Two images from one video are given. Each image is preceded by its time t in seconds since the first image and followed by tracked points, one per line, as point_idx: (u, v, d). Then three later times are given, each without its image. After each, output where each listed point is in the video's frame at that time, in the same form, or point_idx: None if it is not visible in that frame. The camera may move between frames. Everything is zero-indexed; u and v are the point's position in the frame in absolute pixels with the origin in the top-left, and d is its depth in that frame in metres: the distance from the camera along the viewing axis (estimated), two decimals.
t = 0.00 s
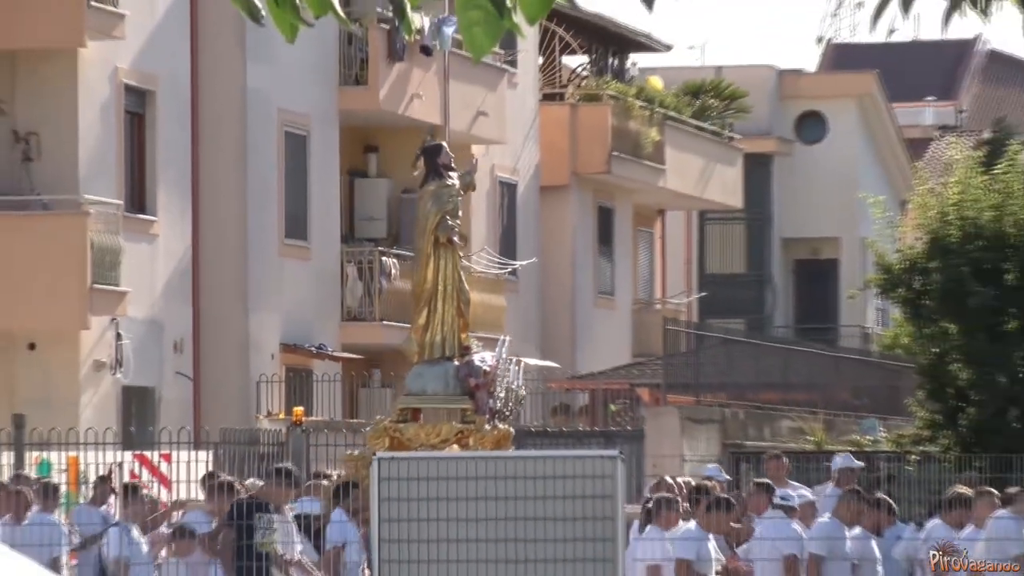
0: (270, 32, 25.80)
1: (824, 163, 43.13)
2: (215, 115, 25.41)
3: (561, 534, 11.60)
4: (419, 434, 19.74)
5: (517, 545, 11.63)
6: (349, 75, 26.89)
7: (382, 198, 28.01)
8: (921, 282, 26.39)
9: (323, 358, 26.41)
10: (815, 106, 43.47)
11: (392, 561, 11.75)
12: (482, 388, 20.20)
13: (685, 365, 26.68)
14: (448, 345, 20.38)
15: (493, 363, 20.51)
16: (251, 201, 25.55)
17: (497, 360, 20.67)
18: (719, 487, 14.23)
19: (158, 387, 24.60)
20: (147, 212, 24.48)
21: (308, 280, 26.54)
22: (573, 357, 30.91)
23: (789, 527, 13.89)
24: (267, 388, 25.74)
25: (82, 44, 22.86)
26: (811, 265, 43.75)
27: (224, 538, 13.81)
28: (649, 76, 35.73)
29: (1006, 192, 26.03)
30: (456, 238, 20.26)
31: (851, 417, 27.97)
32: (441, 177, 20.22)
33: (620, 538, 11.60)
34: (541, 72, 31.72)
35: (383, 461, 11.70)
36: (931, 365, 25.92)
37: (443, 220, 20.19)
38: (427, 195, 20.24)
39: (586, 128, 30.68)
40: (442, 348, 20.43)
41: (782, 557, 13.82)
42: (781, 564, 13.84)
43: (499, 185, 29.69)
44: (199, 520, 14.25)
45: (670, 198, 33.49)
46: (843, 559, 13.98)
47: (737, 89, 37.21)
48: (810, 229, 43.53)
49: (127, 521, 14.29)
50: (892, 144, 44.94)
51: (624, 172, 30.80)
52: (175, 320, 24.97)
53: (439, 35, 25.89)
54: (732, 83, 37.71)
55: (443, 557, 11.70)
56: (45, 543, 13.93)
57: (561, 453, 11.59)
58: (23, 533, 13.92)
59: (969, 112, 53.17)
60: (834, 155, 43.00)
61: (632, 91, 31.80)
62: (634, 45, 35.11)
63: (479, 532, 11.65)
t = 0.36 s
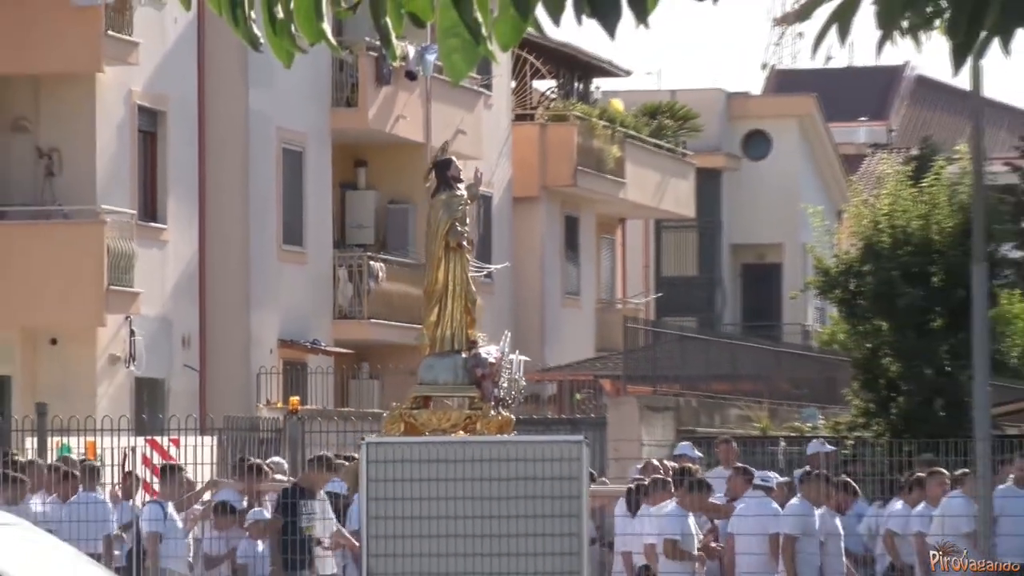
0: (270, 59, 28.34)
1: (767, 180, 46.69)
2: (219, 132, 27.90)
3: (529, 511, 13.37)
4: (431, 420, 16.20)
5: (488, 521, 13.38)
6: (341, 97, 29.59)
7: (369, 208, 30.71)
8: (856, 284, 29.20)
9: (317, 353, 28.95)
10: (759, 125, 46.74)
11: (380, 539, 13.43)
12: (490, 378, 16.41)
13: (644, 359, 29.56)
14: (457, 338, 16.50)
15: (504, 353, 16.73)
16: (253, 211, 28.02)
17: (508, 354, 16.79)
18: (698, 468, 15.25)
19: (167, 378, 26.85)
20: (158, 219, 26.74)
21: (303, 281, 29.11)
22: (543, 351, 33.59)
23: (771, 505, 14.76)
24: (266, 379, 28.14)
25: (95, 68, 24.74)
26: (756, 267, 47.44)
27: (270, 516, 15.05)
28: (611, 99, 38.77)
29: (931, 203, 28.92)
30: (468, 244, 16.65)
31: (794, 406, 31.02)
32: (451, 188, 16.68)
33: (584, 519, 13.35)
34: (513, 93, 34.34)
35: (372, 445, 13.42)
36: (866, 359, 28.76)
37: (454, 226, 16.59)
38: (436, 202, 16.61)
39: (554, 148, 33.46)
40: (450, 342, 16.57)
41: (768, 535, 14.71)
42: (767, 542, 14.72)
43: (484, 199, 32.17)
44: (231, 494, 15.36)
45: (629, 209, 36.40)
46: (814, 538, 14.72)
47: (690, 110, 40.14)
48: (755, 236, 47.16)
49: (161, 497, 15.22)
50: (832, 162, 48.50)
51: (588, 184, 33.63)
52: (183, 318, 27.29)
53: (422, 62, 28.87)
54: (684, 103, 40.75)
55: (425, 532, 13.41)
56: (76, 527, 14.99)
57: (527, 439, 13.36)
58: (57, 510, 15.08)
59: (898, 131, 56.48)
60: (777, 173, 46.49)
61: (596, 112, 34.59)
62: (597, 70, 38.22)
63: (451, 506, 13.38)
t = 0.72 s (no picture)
0: (246, 64, 28.89)
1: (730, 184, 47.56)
2: (197, 137, 28.44)
3: (499, 508, 13.15)
4: (432, 417, 16.27)
5: (458, 517, 13.14)
6: (316, 102, 30.22)
7: (344, 210, 31.27)
8: (820, 285, 29.80)
9: (292, 352, 29.52)
10: (725, 129, 47.61)
11: (354, 537, 13.20)
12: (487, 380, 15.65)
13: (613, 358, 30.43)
14: (457, 338, 16.52)
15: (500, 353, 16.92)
16: (229, 214, 28.55)
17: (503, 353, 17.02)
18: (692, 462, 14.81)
19: (145, 376, 27.37)
20: (137, 221, 27.25)
21: (279, 282, 29.68)
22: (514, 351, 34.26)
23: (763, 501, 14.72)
24: (242, 378, 28.68)
25: (79, 73, 25.31)
26: (722, 269, 48.33)
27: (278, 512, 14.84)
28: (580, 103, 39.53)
29: (893, 205, 29.53)
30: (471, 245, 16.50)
31: (760, 403, 31.79)
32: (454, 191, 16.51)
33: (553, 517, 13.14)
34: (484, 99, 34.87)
35: (347, 443, 13.17)
36: (830, 358, 29.22)
37: (457, 228, 16.37)
38: (437, 205, 16.40)
39: (525, 152, 34.01)
40: (452, 342, 16.53)
41: (760, 531, 14.64)
42: (760, 536, 14.64)
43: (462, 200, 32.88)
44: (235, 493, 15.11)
45: (597, 211, 37.13)
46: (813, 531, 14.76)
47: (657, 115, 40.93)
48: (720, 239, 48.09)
49: (167, 496, 15.11)
50: (796, 168, 49.54)
51: (558, 186, 34.34)
52: (161, 319, 27.82)
53: (395, 67, 29.52)
54: (652, 108, 41.63)
55: (395, 530, 13.17)
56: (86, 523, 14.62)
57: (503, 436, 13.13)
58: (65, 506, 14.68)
59: (859, 137, 57.47)
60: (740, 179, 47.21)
61: (565, 117, 35.34)
62: (567, 75, 38.95)
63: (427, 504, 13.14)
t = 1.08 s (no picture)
0: (221, 63, 28.80)
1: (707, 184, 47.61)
2: (173, 137, 28.27)
3: (477, 509, 12.72)
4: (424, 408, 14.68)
5: (438, 517, 12.69)
6: (291, 102, 30.19)
7: (319, 210, 31.26)
8: (795, 285, 29.74)
9: (267, 352, 29.47)
10: (701, 129, 47.66)
11: (330, 535, 12.72)
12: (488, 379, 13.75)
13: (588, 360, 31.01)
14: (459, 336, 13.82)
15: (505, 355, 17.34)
16: (204, 214, 28.44)
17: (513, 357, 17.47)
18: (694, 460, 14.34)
19: (119, 376, 27.21)
20: (112, 220, 27.11)
21: (254, 282, 29.60)
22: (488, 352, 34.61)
23: (758, 500, 14.15)
24: (216, 378, 28.57)
25: (52, 72, 25.18)
26: (697, 268, 48.39)
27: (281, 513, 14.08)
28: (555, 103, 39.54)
29: (868, 205, 29.50)
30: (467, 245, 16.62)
31: (733, 403, 31.84)
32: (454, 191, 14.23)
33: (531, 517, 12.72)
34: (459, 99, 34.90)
35: (321, 443, 12.74)
36: (804, 359, 29.14)
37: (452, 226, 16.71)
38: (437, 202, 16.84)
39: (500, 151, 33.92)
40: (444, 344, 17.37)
41: (750, 529, 14.11)
42: (749, 537, 14.12)
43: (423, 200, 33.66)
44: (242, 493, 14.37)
45: (572, 211, 37.13)
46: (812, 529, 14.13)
47: (632, 114, 40.99)
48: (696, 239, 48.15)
49: (169, 496, 14.30)
50: (772, 169, 49.63)
51: (532, 186, 34.35)
52: (136, 319, 27.66)
53: (369, 67, 29.48)
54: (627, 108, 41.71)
55: (372, 532, 12.71)
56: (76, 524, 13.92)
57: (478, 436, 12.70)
58: (56, 507, 13.96)
59: (833, 137, 57.58)
60: (715, 179, 47.35)
61: (541, 117, 35.35)
62: (542, 75, 38.95)
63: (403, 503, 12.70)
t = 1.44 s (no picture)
0: (201, 63, 28.73)
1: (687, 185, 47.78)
2: (153, 136, 28.10)
3: (457, 508, 12.37)
4: (439, 417, 20.12)
5: (417, 518, 12.36)
6: (271, 102, 30.23)
7: (300, 209, 31.30)
8: (774, 285, 29.68)
9: (248, 352, 29.42)
10: (681, 130, 47.79)
11: (310, 535, 12.44)
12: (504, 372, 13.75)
13: (568, 359, 32.02)
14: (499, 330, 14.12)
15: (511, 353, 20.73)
16: (184, 214, 28.32)
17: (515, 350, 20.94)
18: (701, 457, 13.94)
19: (101, 376, 27.01)
20: (92, 220, 26.92)
21: (234, 281, 29.51)
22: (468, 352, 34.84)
23: (765, 499, 13.87)
24: (197, 378, 28.43)
25: (33, 72, 25.05)
26: (676, 269, 48.59)
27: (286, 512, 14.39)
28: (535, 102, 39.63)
29: (849, 205, 29.42)
30: (476, 245, 20.54)
31: (713, 403, 31.97)
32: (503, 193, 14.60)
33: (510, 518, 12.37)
34: (440, 99, 35.20)
35: (302, 443, 12.42)
36: (784, 358, 29.13)
37: (465, 227, 20.38)
38: (449, 205, 20.28)
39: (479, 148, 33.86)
40: (461, 341, 20.74)
41: (756, 529, 13.83)
42: (757, 536, 13.84)
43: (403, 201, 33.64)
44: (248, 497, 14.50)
45: (552, 211, 37.20)
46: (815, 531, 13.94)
47: (612, 114, 41.09)
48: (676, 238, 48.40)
49: (172, 497, 14.27)
50: (752, 169, 49.77)
51: (514, 186, 34.39)
52: (117, 318, 27.48)
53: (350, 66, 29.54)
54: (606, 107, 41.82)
55: (350, 531, 12.40)
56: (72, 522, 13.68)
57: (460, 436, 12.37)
58: (52, 505, 13.74)
59: (813, 137, 57.83)
60: (694, 178, 47.51)
61: (522, 117, 35.43)
62: (522, 75, 39.04)
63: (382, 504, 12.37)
